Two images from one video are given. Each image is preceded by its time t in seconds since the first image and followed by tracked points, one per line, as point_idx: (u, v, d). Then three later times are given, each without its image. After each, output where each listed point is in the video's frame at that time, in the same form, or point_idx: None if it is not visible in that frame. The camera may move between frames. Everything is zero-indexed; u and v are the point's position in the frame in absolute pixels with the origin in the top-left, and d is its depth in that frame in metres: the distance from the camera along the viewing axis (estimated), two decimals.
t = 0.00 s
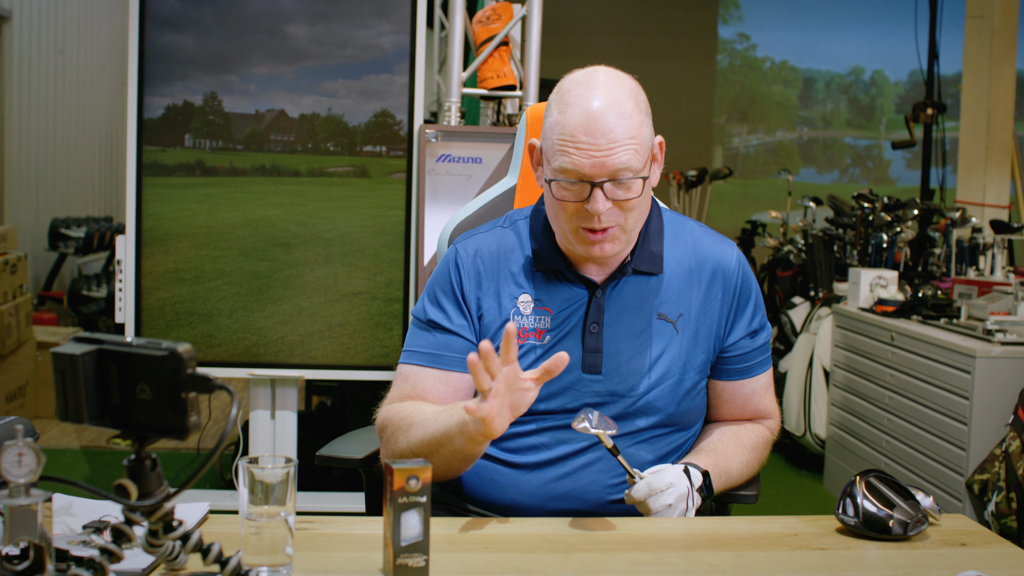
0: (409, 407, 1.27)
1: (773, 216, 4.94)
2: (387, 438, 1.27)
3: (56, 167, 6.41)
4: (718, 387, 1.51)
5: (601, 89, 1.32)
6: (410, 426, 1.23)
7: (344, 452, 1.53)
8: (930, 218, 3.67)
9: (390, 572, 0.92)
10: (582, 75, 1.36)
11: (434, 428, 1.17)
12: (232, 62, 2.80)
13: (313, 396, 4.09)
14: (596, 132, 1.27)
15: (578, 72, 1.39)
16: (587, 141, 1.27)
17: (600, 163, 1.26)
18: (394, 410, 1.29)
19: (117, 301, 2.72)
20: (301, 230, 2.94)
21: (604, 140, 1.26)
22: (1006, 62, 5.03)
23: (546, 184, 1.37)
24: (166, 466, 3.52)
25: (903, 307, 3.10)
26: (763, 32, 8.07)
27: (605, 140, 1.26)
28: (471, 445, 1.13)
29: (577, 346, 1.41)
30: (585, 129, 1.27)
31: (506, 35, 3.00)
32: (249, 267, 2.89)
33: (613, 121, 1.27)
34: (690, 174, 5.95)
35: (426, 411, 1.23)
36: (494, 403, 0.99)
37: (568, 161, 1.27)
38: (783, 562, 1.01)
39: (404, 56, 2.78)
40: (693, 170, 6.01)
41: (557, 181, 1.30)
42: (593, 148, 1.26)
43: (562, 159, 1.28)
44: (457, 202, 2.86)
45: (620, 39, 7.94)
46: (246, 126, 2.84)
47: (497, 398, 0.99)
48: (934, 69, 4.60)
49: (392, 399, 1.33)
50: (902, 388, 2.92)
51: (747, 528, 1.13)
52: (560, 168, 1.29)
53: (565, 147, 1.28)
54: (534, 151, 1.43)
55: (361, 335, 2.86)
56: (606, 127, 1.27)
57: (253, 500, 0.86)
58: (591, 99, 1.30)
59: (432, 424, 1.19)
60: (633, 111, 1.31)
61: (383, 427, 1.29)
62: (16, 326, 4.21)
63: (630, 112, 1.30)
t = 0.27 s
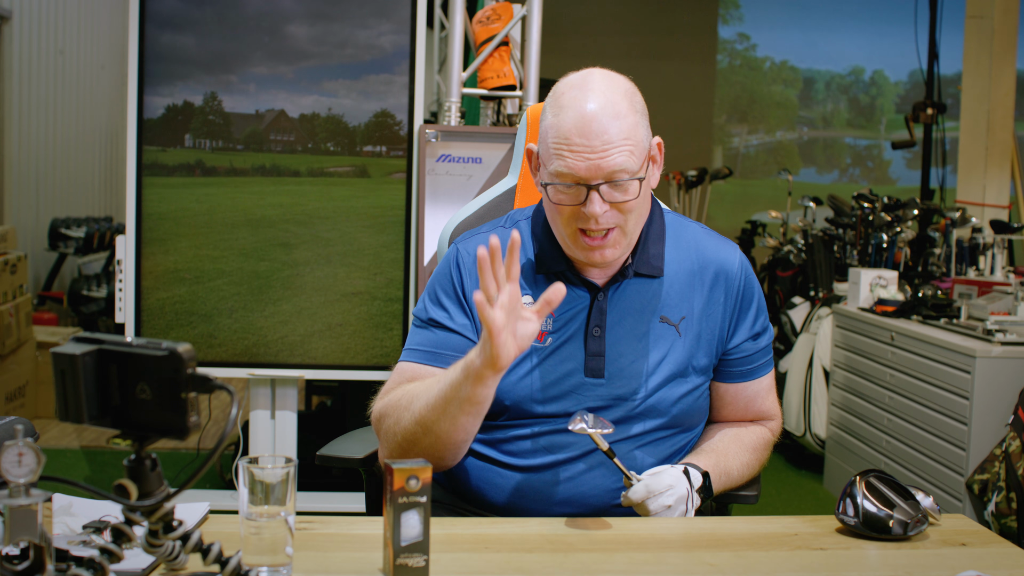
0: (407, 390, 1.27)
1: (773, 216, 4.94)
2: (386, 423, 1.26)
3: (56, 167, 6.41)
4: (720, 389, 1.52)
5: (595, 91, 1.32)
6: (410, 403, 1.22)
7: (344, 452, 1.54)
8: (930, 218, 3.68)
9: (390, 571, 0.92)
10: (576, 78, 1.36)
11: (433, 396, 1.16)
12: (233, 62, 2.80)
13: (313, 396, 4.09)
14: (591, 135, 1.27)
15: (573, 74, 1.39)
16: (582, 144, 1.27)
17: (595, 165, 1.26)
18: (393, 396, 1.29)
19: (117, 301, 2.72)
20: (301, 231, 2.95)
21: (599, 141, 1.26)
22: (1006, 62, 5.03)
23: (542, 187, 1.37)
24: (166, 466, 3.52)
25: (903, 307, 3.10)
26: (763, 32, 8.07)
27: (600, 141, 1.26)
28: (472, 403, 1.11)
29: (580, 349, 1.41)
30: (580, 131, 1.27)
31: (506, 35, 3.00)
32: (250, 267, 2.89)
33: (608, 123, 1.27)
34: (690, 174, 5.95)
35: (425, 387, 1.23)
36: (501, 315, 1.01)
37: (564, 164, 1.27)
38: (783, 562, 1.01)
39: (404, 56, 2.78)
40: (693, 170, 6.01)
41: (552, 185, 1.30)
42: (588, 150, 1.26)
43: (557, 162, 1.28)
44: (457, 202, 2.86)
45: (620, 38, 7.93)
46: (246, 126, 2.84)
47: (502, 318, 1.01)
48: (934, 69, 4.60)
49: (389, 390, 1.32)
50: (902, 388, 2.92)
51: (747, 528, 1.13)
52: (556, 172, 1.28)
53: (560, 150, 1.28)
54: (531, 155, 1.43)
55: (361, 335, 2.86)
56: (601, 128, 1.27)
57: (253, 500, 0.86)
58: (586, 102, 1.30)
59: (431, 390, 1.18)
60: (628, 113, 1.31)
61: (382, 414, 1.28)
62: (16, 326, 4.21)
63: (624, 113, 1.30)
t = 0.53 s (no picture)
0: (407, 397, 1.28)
1: (773, 216, 4.94)
2: (384, 429, 1.27)
3: (57, 167, 6.41)
4: (722, 388, 1.52)
5: (594, 87, 1.32)
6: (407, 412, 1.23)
7: (344, 452, 1.54)
8: (930, 218, 3.68)
9: (390, 571, 0.92)
10: (575, 75, 1.37)
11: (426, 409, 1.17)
12: (232, 62, 2.80)
13: (313, 396, 4.09)
14: (589, 130, 1.27)
15: (573, 72, 1.39)
16: (580, 139, 1.27)
17: (593, 159, 1.26)
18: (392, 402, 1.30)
19: (117, 301, 2.72)
20: (301, 231, 2.96)
21: (596, 136, 1.27)
22: (1006, 62, 5.03)
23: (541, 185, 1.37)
24: (166, 466, 3.52)
25: (903, 307, 3.10)
26: (763, 32, 8.07)
27: (598, 136, 1.27)
28: (462, 422, 1.12)
29: (581, 348, 1.41)
30: (578, 126, 1.28)
31: (506, 35, 3.00)
32: (249, 267, 2.89)
33: (606, 118, 1.28)
34: (690, 174, 5.95)
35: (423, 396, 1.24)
36: (474, 370, 1.00)
37: (562, 159, 1.27)
38: (783, 562, 1.01)
39: (404, 56, 2.78)
40: (693, 170, 6.01)
41: (551, 180, 1.31)
42: (585, 145, 1.27)
43: (555, 157, 1.28)
44: (457, 201, 2.86)
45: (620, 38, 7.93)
46: (246, 126, 2.84)
47: (477, 366, 1.00)
48: (934, 69, 4.60)
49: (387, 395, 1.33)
50: (902, 388, 2.92)
51: (747, 528, 1.13)
52: (555, 167, 1.29)
53: (558, 145, 1.28)
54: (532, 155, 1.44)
55: (361, 335, 2.86)
56: (598, 123, 1.28)
57: (253, 500, 0.86)
58: (585, 98, 1.30)
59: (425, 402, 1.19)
60: (627, 108, 1.31)
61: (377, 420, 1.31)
62: (16, 326, 4.21)
63: (623, 108, 1.30)
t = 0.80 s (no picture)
0: (417, 407, 1.28)
1: (773, 216, 4.94)
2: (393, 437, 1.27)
3: (57, 167, 6.41)
4: (722, 387, 1.52)
5: (591, 84, 1.32)
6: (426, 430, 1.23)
7: (344, 452, 1.53)
8: (930, 218, 3.68)
9: (390, 571, 0.92)
10: (572, 74, 1.36)
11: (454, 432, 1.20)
12: (232, 62, 2.79)
13: (313, 396, 4.09)
14: (586, 128, 1.27)
15: (569, 71, 1.39)
16: (576, 136, 1.27)
17: (589, 157, 1.26)
18: (398, 413, 1.28)
19: (117, 301, 2.73)
20: (301, 231, 2.94)
21: (592, 133, 1.27)
22: (1006, 62, 5.03)
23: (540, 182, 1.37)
24: (166, 466, 3.53)
25: (903, 307, 3.10)
26: (763, 32, 8.07)
27: (594, 133, 1.27)
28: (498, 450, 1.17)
29: (580, 346, 1.41)
30: (574, 124, 1.27)
31: (506, 35, 3.00)
32: (249, 267, 2.89)
33: (602, 115, 1.27)
34: (690, 174, 5.95)
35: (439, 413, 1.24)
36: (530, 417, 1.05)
37: (559, 157, 1.27)
38: (783, 562, 1.01)
39: (404, 56, 2.78)
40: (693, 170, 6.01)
41: (549, 178, 1.31)
42: (581, 142, 1.27)
43: (552, 155, 1.28)
44: (457, 201, 2.86)
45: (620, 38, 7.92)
46: (246, 126, 2.84)
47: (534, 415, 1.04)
48: (934, 69, 4.60)
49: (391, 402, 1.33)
50: (902, 388, 2.92)
51: (747, 528, 1.13)
52: (552, 165, 1.29)
53: (554, 142, 1.28)
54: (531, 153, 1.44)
55: (361, 335, 2.87)
56: (594, 120, 1.27)
57: (253, 500, 0.86)
58: (582, 95, 1.30)
59: (450, 428, 1.20)
60: (623, 105, 1.31)
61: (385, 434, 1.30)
62: (16, 326, 4.21)
63: (619, 105, 1.30)
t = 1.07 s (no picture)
0: (429, 418, 1.31)
1: (773, 216, 4.94)
2: (406, 448, 1.31)
3: (57, 167, 6.41)
4: (722, 386, 1.52)
5: (602, 72, 1.33)
6: (440, 445, 1.27)
7: (344, 452, 1.53)
8: (930, 218, 3.68)
9: (390, 571, 0.92)
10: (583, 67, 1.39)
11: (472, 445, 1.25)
12: (232, 62, 2.79)
13: (313, 396, 4.09)
14: (595, 109, 1.28)
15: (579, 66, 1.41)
16: (586, 117, 1.28)
17: (598, 138, 1.28)
18: (409, 425, 1.30)
19: (116, 301, 2.73)
20: (301, 231, 2.96)
21: (601, 115, 1.28)
22: (1006, 62, 5.03)
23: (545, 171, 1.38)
24: (166, 466, 3.53)
25: (903, 307, 3.10)
26: (763, 32, 8.07)
27: (603, 114, 1.28)
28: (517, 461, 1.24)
29: (581, 344, 1.41)
30: (584, 106, 1.29)
31: (506, 35, 3.00)
32: (250, 267, 2.89)
33: (612, 99, 1.30)
34: (690, 174, 5.95)
35: (452, 426, 1.28)
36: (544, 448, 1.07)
37: (568, 136, 1.29)
38: (783, 562, 1.01)
39: (404, 56, 2.78)
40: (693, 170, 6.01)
41: (556, 160, 1.31)
42: (591, 123, 1.28)
43: (561, 136, 1.29)
44: (457, 201, 2.86)
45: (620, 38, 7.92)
46: (246, 126, 2.84)
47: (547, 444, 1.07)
48: (934, 69, 4.60)
49: (399, 405, 1.35)
50: (902, 388, 2.92)
51: (747, 528, 1.13)
52: (560, 146, 1.30)
53: (564, 123, 1.29)
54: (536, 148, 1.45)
55: (361, 335, 2.88)
56: (603, 103, 1.29)
57: (253, 500, 0.86)
58: (593, 80, 1.31)
59: (468, 444, 1.26)
60: (632, 92, 1.32)
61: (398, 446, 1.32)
62: (16, 326, 4.21)
63: (629, 91, 1.32)
